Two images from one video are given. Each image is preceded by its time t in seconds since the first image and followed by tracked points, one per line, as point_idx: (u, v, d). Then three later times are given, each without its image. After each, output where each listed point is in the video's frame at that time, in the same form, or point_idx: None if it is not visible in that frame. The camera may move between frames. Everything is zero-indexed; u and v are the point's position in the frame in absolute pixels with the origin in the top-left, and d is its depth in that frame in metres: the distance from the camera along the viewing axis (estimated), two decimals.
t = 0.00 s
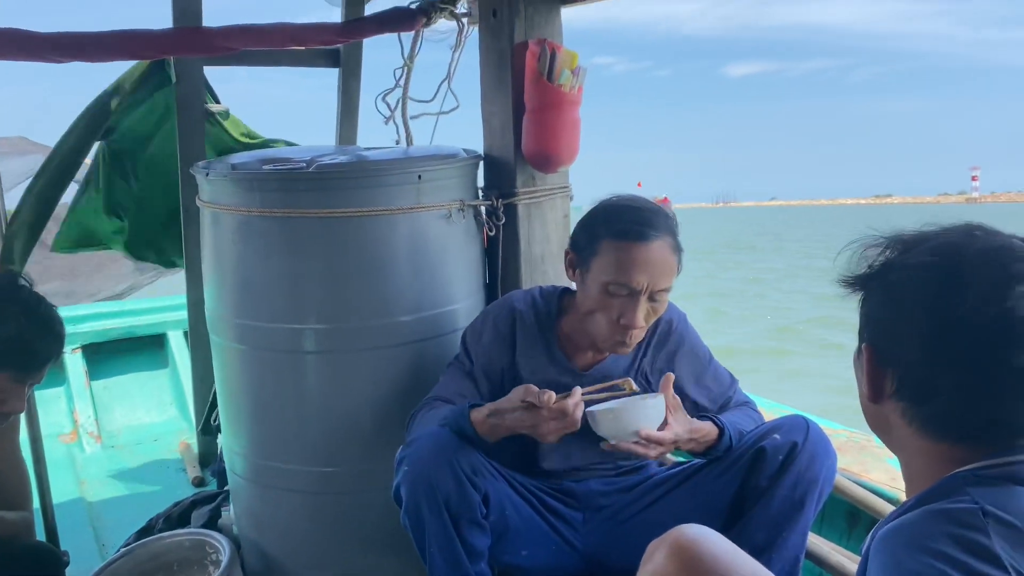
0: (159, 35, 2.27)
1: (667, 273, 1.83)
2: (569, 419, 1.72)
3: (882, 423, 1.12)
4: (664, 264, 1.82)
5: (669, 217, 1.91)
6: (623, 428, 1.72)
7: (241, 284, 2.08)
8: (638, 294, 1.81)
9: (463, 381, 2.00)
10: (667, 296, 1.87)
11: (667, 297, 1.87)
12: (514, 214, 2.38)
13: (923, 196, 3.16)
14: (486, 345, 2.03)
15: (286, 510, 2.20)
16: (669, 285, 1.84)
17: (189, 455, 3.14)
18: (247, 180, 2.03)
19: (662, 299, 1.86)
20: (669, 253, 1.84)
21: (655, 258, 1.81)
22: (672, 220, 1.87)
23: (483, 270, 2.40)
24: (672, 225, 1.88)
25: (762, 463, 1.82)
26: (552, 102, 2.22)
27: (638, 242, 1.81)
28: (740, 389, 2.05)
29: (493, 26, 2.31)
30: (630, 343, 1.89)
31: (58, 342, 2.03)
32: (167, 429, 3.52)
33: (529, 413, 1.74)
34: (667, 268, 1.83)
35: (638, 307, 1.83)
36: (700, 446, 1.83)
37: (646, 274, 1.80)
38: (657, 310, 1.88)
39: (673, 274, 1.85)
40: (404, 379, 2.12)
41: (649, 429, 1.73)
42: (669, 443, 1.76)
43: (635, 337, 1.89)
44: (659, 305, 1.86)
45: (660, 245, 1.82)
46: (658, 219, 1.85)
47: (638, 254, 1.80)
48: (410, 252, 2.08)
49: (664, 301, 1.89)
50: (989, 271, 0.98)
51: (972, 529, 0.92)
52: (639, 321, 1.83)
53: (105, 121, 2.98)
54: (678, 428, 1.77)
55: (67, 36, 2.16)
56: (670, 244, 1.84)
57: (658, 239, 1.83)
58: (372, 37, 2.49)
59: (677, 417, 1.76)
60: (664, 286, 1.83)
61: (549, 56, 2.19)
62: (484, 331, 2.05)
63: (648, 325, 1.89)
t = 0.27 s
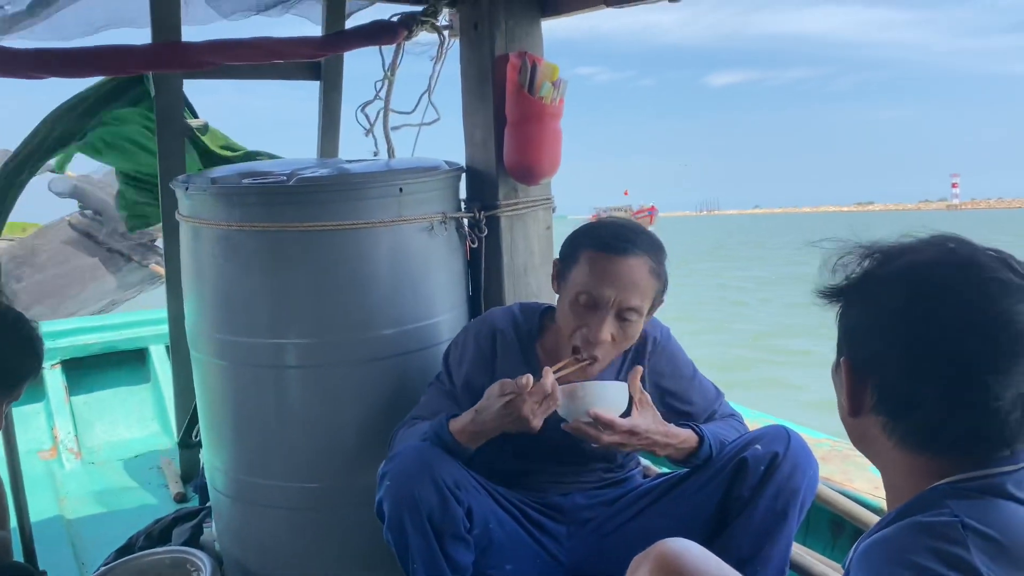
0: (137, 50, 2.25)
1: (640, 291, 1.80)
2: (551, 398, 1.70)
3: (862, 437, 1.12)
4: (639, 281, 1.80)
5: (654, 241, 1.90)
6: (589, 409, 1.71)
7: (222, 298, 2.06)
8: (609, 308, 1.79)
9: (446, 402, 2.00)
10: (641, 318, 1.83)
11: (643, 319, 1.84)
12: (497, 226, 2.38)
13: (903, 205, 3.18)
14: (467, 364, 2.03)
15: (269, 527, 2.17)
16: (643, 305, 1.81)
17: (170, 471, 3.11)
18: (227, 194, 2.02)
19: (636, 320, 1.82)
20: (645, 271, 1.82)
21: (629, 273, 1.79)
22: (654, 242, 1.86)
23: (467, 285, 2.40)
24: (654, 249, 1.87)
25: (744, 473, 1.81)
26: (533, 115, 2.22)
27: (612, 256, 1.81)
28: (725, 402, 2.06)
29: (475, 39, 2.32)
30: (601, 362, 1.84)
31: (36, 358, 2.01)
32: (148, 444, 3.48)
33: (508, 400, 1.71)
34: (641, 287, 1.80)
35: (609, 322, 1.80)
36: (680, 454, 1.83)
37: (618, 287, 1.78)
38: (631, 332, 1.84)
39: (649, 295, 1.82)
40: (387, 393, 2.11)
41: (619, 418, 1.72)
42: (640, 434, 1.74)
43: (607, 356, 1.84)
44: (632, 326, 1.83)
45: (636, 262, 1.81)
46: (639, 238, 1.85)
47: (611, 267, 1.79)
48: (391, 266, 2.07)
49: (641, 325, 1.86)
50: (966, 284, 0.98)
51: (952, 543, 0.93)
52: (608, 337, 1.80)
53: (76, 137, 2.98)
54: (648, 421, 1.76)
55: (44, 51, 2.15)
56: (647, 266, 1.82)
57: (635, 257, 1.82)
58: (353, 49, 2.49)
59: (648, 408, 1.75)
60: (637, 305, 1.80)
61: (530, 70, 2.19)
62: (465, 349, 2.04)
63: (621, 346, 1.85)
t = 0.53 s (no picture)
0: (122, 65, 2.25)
1: (603, 296, 1.81)
2: (528, 420, 1.68)
3: (848, 448, 1.14)
4: (602, 285, 1.81)
5: (625, 248, 1.90)
6: (577, 434, 1.70)
7: (209, 313, 2.06)
8: (572, 312, 1.81)
9: (436, 415, 2.01)
10: (608, 323, 1.84)
11: (610, 325, 1.84)
12: (484, 239, 2.39)
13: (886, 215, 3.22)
14: (456, 376, 2.03)
15: (258, 543, 2.17)
16: (607, 309, 1.82)
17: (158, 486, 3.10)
18: (214, 210, 2.02)
19: (602, 325, 1.83)
20: (610, 276, 1.83)
21: (591, 276, 1.81)
22: (624, 249, 1.87)
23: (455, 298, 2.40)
24: (624, 255, 1.88)
25: (731, 484, 1.83)
26: (519, 129, 2.24)
27: (575, 260, 1.83)
28: (712, 410, 2.07)
29: (460, 53, 2.33)
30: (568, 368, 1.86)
31: (21, 374, 2.00)
32: (134, 459, 3.46)
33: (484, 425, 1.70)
34: (604, 291, 1.81)
35: (572, 326, 1.82)
36: (669, 469, 1.83)
37: (579, 291, 1.80)
38: (599, 338, 1.85)
39: (614, 300, 1.83)
40: (376, 408, 2.11)
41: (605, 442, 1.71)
42: (626, 458, 1.74)
43: (575, 362, 1.86)
44: (598, 331, 1.83)
45: (600, 267, 1.83)
46: (606, 244, 1.86)
47: (573, 271, 1.82)
48: (379, 280, 2.07)
49: (610, 331, 1.86)
50: (949, 300, 1.00)
51: (936, 554, 0.94)
52: (571, 340, 1.81)
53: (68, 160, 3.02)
54: (636, 446, 1.76)
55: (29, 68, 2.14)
56: (612, 269, 1.83)
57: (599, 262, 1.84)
58: (339, 64, 2.50)
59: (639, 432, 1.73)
60: (600, 310, 1.81)
61: (515, 83, 2.23)
62: (453, 362, 2.05)
63: (590, 353, 1.86)
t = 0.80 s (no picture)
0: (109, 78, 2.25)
1: (549, 283, 1.85)
2: (520, 443, 1.68)
3: (829, 454, 1.16)
4: (548, 274, 1.85)
5: (575, 240, 1.95)
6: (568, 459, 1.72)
7: (199, 325, 2.06)
8: (522, 304, 1.85)
9: (423, 417, 2.01)
10: (562, 312, 1.86)
11: (565, 314, 1.86)
12: (473, 248, 2.40)
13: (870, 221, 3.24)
14: (442, 382, 2.04)
15: (249, 553, 2.17)
16: (557, 297, 1.84)
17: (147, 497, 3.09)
18: (204, 221, 2.02)
19: (555, 313, 1.85)
20: (555, 265, 1.87)
21: (537, 267, 1.86)
22: (571, 240, 1.91)
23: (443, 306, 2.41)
24: (574, 247, 1.92)
25: (721, 490, 1.84)
26: (506, 138, 2.25)
27: (522, 255, 1.89)
28: (698, 412, 2.07)
29: (448, 63, 2.34)
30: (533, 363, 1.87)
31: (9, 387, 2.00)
32: (123, 471, 3.46)
33: (474, 444, 1.72)
34: (551, 279, 1.85)
35: (525, 317, 1.85)
36: (658, 481, 1.84)
37: (527, 282, 1.85)
38: (557, 328, 1.86)
39: (563, 288, 1.85)
40: (366, 417, 2.12)
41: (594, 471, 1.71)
42: (612, 488, 1.73)
43: (539, 356, 1.87)
44: (553, 321, 1.85)
45: (546, 258, 1.88)
46: (553, 237, 1.92)
47: (521, 265, 1.87)
48: (368, 290, 2.08)
49: (567, 321, 1.88)
50: (926, 307, 1.03)
51: (916, 558, 0.96)
52: (525, 331, 1.84)
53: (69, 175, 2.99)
54: (626, 473, 1.76)
55: (18, 81, 2.14)
56: (559, 260, 1.88)
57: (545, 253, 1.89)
58: (327, 75, 2.51)
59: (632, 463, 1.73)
60: (549, 297, 1.84)
61: (503, 93, 2.24)
62: (439, 369, 2.06)
63: (553, 345, 1.87)
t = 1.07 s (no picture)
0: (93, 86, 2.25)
1: (518, 286, 1.86)
2: (506, 448, 1.68)
3: (812, 463, 1.17)
4: (517, 277, 1.86)
5: (546, 243, 1.95)
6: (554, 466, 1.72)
7: (185, 335, 2.05)
8: (493, 308, 1.86)
9: (409, 427, 2.00)
10: (533, 315, 1.86)
11: (536, 317, 1.87)
12: (459, 255, 2.40)
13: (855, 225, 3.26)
14: (425, 390, 2.04)
15: (237, 564, 2.16)
16: (526, 300, 1.85)
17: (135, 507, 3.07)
18: (189, 231, 2.02)
19: (526, 316, 1.86)
20: (524, 268, 1.88)
21: (507, 271, 1.87)
22: (541, 242, 1.92)
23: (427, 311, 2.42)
24: (544, 250, 1.92)
25: (708, 497, 1.84)
26: (491, 145, 2.26)
27: (492, 260, 1.90)
28: (684, 417, 2.08)
29: (433, 70, 2.34)
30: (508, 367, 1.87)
31: None
32: (111, 481, 3.43)
33: (462, 449, 1.71)
34: (521, 282, 1.86)
35: (496, 322, 1.86)
36: (645, 489, 1.84)
37: (497, 286, 1.86)
38: (528, 332, 1.87)
39: (533, 290, 1.86)
40: (353, 426, 2.11)
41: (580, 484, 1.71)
42: (597, 500, 1.73)
43: (514, 360, 1.87)
44: (523, 324, 1.86)
45: (515, 261, 1.89)
46: (523, 240, 1.93)
47: (492, 270, 1.89)
48: (354, 299, 2.08)
49: (540, 323, 1.88)
50: (901, 316, 1.04)
51: (897, 565, 0.96)
52: (497, 336, 1.85)
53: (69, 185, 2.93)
54: (611, 487, 1.75)
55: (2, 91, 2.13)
56: (529, 264, 1.88)
57: (514, 257, 1.89)
58: (313, 83, 2.51)
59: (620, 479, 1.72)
60: (518, 300, 1.85)
61: (488, 101, 2.25)
62: (423, 376, 2.06)
63: (526, 349, 1.88)
